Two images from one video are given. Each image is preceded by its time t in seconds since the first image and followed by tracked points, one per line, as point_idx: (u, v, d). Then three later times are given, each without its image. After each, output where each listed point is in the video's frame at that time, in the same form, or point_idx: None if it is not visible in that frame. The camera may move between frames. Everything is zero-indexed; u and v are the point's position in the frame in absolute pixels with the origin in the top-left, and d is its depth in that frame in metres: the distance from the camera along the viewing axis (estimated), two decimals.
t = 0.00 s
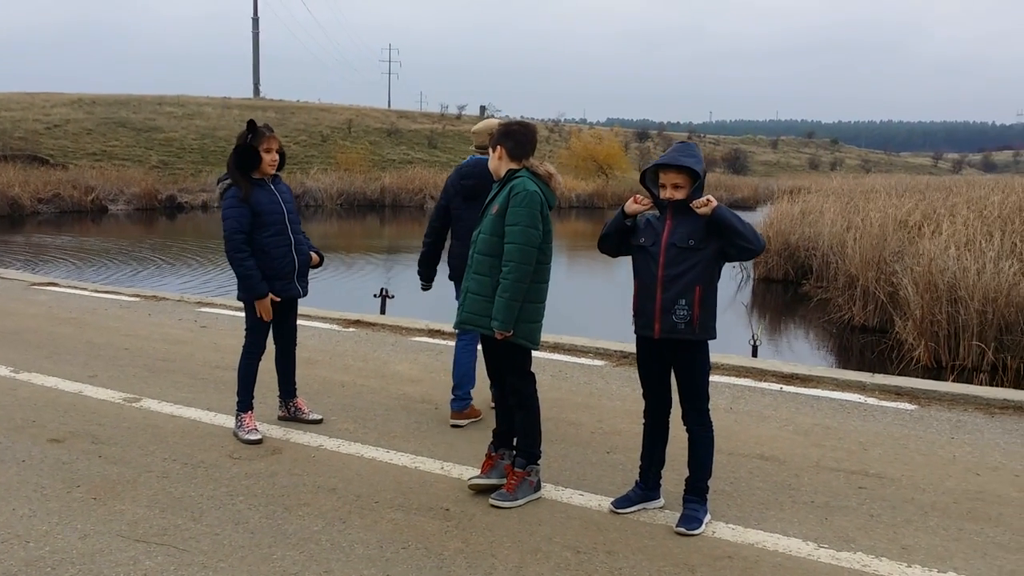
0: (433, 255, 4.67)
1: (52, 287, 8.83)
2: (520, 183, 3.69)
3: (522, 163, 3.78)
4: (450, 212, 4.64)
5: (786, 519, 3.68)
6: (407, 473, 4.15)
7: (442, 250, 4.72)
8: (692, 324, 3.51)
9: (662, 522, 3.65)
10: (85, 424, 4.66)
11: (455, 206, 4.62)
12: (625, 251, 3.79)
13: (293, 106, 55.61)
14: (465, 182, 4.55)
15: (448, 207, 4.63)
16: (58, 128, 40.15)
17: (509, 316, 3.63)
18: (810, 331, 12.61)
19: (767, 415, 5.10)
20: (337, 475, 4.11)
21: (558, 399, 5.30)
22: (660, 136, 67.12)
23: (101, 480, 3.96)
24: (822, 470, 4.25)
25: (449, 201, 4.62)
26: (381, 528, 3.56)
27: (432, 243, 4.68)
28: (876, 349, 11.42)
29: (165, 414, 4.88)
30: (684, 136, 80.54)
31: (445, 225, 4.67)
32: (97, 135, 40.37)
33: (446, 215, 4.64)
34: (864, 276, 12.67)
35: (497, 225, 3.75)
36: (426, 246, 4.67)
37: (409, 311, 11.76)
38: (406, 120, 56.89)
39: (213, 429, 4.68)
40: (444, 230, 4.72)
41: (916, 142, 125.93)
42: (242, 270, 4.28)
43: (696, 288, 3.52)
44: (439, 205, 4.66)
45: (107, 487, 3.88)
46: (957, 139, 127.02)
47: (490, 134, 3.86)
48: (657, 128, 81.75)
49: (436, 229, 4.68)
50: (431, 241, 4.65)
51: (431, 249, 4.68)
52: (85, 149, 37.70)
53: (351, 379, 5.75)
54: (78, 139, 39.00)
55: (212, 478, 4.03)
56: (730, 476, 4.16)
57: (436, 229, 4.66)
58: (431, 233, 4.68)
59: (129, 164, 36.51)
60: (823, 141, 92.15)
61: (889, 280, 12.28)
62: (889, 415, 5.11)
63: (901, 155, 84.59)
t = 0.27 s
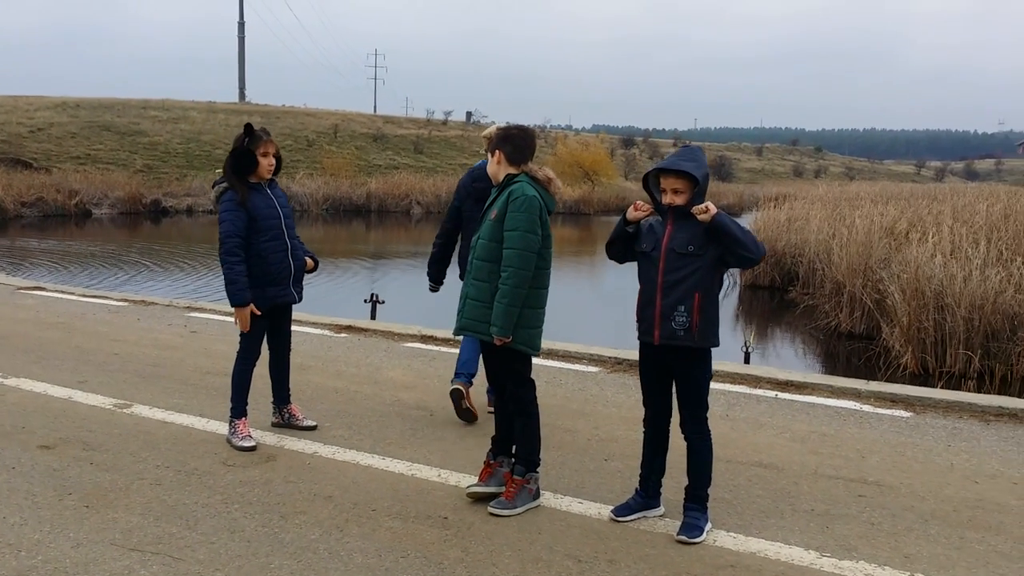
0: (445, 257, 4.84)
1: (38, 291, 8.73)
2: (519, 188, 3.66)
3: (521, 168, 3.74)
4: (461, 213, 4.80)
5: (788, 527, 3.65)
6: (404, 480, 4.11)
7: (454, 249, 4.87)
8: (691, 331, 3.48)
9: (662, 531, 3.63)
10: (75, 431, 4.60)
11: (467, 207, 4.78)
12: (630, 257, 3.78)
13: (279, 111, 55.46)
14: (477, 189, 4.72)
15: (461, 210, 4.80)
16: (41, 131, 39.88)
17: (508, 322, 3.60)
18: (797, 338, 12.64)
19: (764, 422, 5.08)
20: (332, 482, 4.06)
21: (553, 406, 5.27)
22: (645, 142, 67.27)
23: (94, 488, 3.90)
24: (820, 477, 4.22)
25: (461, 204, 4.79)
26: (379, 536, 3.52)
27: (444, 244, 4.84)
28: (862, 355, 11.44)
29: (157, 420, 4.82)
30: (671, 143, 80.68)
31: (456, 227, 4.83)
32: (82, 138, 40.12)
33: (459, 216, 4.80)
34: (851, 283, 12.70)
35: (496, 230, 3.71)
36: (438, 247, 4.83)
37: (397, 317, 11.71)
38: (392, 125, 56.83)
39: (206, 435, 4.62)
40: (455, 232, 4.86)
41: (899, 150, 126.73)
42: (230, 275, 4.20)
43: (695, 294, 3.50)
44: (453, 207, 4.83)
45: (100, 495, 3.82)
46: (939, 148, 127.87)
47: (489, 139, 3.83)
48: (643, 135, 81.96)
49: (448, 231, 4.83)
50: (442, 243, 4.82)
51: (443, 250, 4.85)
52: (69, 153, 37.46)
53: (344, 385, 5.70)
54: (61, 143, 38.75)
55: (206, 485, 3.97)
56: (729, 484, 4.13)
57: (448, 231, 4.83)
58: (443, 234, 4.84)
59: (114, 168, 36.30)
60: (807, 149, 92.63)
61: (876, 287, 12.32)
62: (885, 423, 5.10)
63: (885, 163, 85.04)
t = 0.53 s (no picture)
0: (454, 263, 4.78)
1: (16, 299, 8.59)
2: (517, 195, 3.61)
3: (520, 175, 3.70)
4: (466, 219, 4.75)
5: (789, 537, 3.63)
6: (400, 492, 4.05)
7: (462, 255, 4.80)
8: (682, 346, 3.45)
9: (665, 543, 3.59)
10: (62, 444, 4.51)
11: (471, 213, 4.74)
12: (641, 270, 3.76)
13: (255, 115, 55.17)
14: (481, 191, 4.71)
15: (465, 215, 4.75)
16: (14, 136, 39.45)
17: (507, 331, 3.55)
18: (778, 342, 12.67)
19: (758, 430, 5.06)
20: (327, 495, 4.00)
21: (546, 415, 5.23)
22: (622, 147, 67.44)
23: (85, 502, 3.82)
24: (818, 485, 4.21)
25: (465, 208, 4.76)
26: (378, 550, 3.46)
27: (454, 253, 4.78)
28: (842, 360, 11.50)
29: (145, 431, 4.74)
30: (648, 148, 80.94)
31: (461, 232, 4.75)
32: (55, 143, 39.71)
33: (462, 221, 4.75)
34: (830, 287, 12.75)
35: (495, 237, 3.66)
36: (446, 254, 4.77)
37: (381, 323, 11.64)
38: (369, 129, 56.67)
39: (196, 447, 4.55)
40: (461, 239, 4.81)
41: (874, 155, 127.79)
42: (246, 272, 4.17)
43: (687, 308, 3.46)
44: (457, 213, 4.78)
45: (91, 509, 3.74)
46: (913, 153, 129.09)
47: (486, 146, 3.79)
48: (619, 140, 82.17)
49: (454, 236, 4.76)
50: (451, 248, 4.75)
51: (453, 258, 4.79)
52: (43, 157, 37.08)
53: (334, 394, 5.63)
54: (34, 148, 38.33)
55: (199, 499, 3.90)
56: (728, 493, 4.11)
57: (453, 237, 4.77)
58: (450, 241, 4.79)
59: (88, 173, 35.96)
60: (782, 154, 93.23)
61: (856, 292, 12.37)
62: (879, 430, 5.09)
63: (859, 168, 85.71)
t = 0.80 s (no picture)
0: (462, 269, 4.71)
1: None
2: (523, 199, 3.58)
3: (523, 178, 3.67)
4: (469, 225, 4.73)
5: (796, 541, 3.61)
6: (402, 499, 4.00)
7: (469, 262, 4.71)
8: (654, 359, 3.31)
9: (673, 548, 3.56)
10: (55, 453, 4.42)
11: (475, 219, 4.74)
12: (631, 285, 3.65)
13: (233, 117, 54.84)
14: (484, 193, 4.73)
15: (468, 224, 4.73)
16: None
17: (514, 335, 3.50)
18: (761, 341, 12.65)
19: (758, 432, 5.04)
20: (328, 503, 3.94)
21: (544, 419, 5.19)
22: (601, 147, 67.52)
23: (81, 513, 3.74)
24: (822, 488, 4.19)
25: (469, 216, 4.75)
26: (382, 559, 3.41)
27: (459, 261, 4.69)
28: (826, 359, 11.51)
29: (139, 440, 4.66)
30: (626, 147, 81.12)
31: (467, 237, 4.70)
32: (31, 146, 39.32)
33: (467, 228, 4.72)
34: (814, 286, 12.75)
35: (500, 242, 3.62)
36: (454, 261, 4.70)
37: (366, 326, 11.57)
38: (348, 131, 56.46)
39: (192, 455, 4.48)
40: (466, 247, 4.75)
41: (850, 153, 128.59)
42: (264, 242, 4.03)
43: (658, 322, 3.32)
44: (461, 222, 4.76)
45: (88, 521, 3.67)
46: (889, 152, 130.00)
47: (487, 150, 3.75)
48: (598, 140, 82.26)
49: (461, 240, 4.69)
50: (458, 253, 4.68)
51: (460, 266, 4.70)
52: (19, 161, 36.70)
53: (329, 399, 5.57)
54: (10, 151, 37.93)
55: (198, 508, 3.84)
56: (732, 497, 4.08)
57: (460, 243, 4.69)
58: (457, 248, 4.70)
59: (65, 176, 35.62)
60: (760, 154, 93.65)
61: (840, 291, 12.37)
62: (877, 431, 5.08)
63: (836, 167, 86.23)
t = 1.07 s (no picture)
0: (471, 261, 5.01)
1: None
2: (527, 201, 3.54)
3: (526, 180, 3.63)
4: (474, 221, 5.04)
5: (800, 543, 3.59)
6: (402, 504, 3.96)
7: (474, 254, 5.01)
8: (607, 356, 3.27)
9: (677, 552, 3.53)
10: (47, 460, 4.35)
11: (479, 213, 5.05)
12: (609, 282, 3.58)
13: (213, 118, 54.49)
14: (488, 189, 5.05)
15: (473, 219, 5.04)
16: None
17: (521, 339, 3.47)
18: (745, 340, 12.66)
19: (755, 432, 5.03)
20: (328, 509, 3.90)
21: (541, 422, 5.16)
22: (582, 147, 67.47)
23: (76, 521, 3.68)
24: (823, 489, 4.18)
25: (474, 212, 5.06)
26: (385, 566, 3.37)
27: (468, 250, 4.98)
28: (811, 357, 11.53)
29: (132, 446, 4.60)
30: (607, 147, 81.17)
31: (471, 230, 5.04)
32: (9, 149, 38.93)
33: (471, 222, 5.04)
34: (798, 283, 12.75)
35: (504, 245, 3.59)
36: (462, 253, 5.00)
37: (353, 327, 11.51)
38: (328, 131, 56.22)
39: (187, 462, 4.42)
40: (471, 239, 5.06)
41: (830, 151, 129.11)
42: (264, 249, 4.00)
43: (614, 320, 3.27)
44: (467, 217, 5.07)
45: (84, 529, 3.61)
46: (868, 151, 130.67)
47: (488, 152, 3.72)
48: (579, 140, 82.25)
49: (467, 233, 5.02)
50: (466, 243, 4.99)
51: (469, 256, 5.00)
52: None
53: (323, 403, 5.52)
54: None
55: (195, 516, 3.78)
56: (734, 499, 4.07)
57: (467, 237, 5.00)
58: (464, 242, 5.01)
59: (43, 179, 35.25)
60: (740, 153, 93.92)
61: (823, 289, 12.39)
62: (875, 430, 5.07)
63: (815, 165, 86.58)
